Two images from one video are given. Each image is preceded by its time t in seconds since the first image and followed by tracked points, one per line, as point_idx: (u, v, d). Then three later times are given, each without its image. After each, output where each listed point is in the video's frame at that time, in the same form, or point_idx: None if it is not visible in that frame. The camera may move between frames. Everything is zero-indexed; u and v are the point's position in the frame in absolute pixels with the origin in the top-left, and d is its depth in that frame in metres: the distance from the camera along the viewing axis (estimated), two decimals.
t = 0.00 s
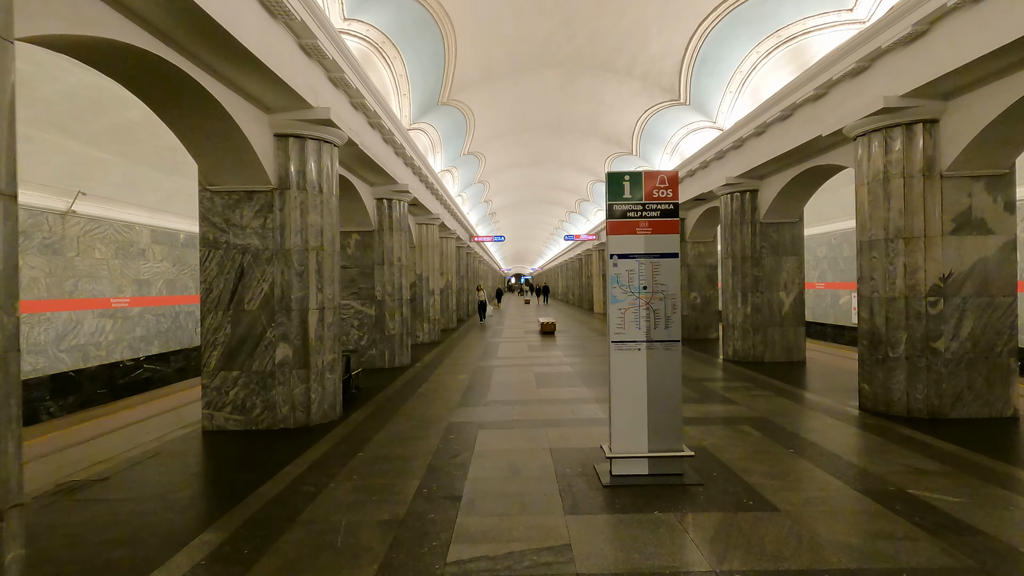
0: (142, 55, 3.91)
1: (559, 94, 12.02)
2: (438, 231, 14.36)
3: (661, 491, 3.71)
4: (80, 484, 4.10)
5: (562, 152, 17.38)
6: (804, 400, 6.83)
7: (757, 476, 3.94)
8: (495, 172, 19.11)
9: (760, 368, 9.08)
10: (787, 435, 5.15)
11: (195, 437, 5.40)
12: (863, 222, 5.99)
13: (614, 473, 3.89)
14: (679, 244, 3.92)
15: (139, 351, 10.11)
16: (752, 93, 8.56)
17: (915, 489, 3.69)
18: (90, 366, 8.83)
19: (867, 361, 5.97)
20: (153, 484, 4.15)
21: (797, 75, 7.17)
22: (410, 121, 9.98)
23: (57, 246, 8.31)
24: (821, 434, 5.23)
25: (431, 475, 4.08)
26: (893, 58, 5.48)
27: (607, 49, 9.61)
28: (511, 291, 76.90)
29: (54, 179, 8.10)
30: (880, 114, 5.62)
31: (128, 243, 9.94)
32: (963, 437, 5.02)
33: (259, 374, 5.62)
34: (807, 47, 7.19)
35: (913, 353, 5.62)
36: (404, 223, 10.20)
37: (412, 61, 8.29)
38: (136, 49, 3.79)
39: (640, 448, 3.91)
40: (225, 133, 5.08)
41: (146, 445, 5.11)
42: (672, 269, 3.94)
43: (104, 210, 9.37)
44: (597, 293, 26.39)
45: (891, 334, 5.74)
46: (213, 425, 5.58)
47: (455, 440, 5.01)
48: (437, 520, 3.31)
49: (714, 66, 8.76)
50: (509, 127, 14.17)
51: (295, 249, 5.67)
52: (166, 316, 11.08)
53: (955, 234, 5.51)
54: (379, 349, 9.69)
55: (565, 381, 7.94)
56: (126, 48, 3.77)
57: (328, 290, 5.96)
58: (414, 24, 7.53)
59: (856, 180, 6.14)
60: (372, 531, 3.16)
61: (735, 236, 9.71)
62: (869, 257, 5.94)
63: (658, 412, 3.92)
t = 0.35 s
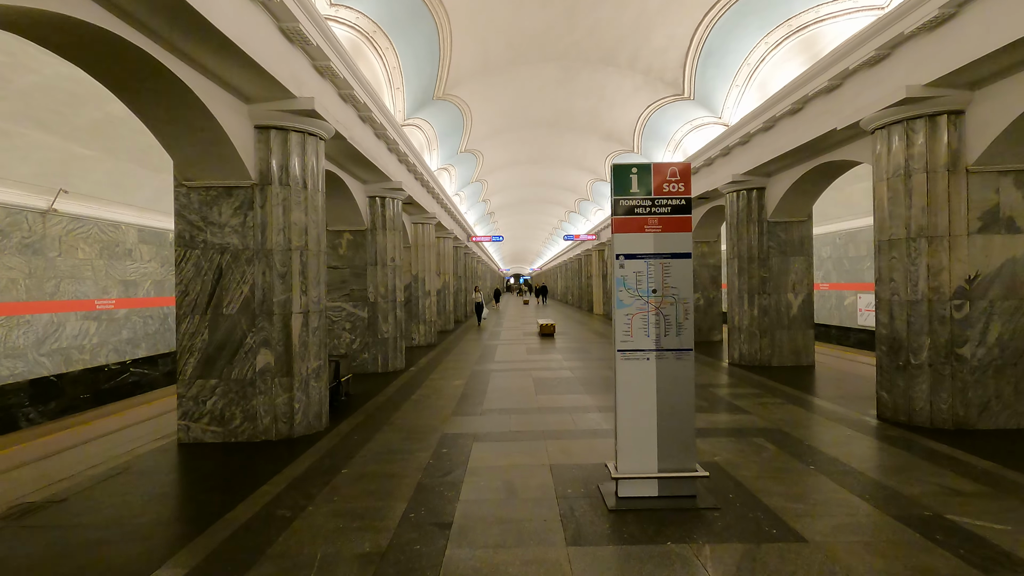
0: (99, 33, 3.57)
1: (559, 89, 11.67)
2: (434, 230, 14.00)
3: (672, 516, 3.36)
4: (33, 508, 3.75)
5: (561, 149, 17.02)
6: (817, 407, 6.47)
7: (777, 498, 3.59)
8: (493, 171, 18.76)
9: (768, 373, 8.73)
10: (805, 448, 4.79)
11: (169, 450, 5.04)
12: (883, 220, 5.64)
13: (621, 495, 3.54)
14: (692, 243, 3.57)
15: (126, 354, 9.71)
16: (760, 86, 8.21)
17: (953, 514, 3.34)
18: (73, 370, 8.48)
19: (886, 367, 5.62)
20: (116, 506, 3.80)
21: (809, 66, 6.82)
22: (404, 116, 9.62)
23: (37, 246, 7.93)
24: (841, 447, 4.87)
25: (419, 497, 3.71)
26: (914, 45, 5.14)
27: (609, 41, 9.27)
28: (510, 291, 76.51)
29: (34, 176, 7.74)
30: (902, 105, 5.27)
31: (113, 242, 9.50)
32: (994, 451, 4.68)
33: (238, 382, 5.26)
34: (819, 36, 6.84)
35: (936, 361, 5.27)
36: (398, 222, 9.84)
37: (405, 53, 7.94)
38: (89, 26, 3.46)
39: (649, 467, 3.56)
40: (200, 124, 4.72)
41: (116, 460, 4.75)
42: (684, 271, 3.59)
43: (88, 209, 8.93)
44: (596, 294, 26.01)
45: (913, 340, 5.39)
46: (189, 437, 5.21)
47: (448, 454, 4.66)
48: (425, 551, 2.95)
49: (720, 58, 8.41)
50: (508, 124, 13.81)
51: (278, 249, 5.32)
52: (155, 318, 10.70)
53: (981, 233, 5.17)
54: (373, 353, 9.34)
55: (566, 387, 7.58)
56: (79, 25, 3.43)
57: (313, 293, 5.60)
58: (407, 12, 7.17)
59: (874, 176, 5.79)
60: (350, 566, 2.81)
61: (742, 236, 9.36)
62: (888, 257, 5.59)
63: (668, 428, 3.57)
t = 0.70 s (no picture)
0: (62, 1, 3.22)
1: (562, 82, 11.32)
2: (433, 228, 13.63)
3: (698, 536, 3.01)
4: None
5: (562, 145, 16.67)
6: (837, 411, 6.12)
7: (813, 516, 3.24)
8: (493, 168, 18.40)
9: (781, 375, 8.38)
10: (833, 456, 4.44)
11: (147, 459, 4.68)
12: (911, 213, 5.30)
13: (640, 513, 3.20)
14: (718, 233, 3.22)
15: (115, 355, 9.32)
16: (772, 75, 7.87)
17: (1012, 535, 3.00)
18: (59, 372, 8.10)
19: (915, 370, 5.28)
20: (82, 525, 3.44)
21: (829, 51, 6.46)
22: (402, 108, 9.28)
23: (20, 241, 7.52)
24: (871, 455, 4.52)
25: (416, 514, 3.36)
26: (946, 24, 4.80)
27: (615, 28, 8.93)
28: (509, 291, 76.16)
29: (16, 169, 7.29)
30: (933, 90, 4.92)
31: (101, 240, 9.09)
32: None
33: (222, 386, 4.90)
34: (839, 20, 6.48)
35: (970, 363, 4.93)
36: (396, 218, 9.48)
37: (403, 40, 7.60)
38: None
39: (671, 481, 3.22)
40: (180, 108, 4.36)
41: (89, 470, 4.39)
42: (709, 264, 3.24)
43: (74, 204, 8.51)
44: (597, 293, 25.66)
45: (945, 340, 5.05)
46: (170, 444, 4.85)
47: (448, 464, 4.31)
48: None
49: (731, 46, 8.07)
50: (509, 118, 13.47)
51: (265, 244, 4.97)
52: (146, 318, 10.29)
53: (1019, 225, 4.83)
54: (369, 354, 8.99)
55: (571, 390, 7.24)
56: None
57: (303, 291, 5.24)
58: None
59: (901, 165, 5.44)
60: None
61: (752, 232, 9.02)
62: (917, 252, 5.24)
63: (692, 438, 3.22)
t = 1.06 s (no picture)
0: None
1: (564, 76, 11.00)
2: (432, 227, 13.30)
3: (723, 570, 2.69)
4: None
5: (563, 143, 16.35)
6: (854, 420, 5.81)
7: (848, 546, 2.92)
8: (493, 166, 18.09)
9: (792, 380, 8.06)
10: (861, 472, 4.10)
11: (122, 474, 4.36)
12: (938, 211, 4.98)
13: (656, 542, 2.88)
14: (741, 231, 2.90)
15: (103, 358, 8.97)
16: (784, 68, 7.54)
17: None
18: (44, 377, 7.72)
19: (942, 378, 4.96)
20: (42, 555, 3.12)
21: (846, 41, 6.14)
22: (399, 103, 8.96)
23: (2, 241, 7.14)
24: (901, 470, 4.19)
25: (408, 544, 3.02)
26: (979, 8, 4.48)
27: (621, 18, 8.61)
28: (509, 291, 75.85)
29: None
30: (965, 80, 4.59)
31: (90, 239, 8.69)
32: None
33: (203, 396, 4.57)
34: (857, 8, 6.16)
35: (1003, 371, 4.62)
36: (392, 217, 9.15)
37: (399, 31, 7.28)
38: None
39: (691, 507, 2.90)
40: (157, 98, 4.04)
41: (57, 488, 4.07)
42: (732, 266, 2.92)
43: (60, 202, 8.08)
44: (598, 294, 25.35)
45: (976, 346, 4.73)
46: (147, 458, 4.53)
47: (445, 481, 4.00)
48: None
49: (741, 38, 7.74)
50: (509, 115, 13.14)
51: (249, 243, 4.65)
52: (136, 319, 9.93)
53: None
54: (365, 357, 8.66)
55: (574, 396, 6.92)
56: None
57: (290, 294, 4.92)
58: None
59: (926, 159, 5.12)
60: None
61: (762, 231, 8.70)
62: (945, 253, 4.92)
63: (713, 460, 2.90)
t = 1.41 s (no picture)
0: None
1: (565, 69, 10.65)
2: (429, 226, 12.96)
3: None
4: None
5: (564, 139, 16.01)
6: (873, 428, 5.47)
7: None
8: (492, 163, 17.74)
9: (803, 384, 7.72)
10: (890, 489, 3.76)
11: (86, 491, 4.01)
12: (967, 206, 4.64)
13: None
14: (767, 224, 2.56)
15: (88, 360, 8.61)
16: (795, 57, 7.17)
17: None
18: (26, 379, 7.31)
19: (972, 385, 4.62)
20: None
21: (864, 27, 5.78)
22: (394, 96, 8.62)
23: None
24: (933, 486, 3.84)
25: None
26: None
27: (625, 7, 8.27)
28: (509, 290, 75.52)
29: None
30: (996, 65, 4.24)
31: (75, 238, 8.27)
32: None
33: (175, 406, 4.23)
34: None
35: None
36: (386, 215, 8.80)
37: (392, 18, 6.93)
38: None
39: (712, 538, 2.56)
40: (120, 81, 3.69)
41: (12, 508, 3.73)
42: (757, 263, 2.57)
43: (40, 199, 7.61)
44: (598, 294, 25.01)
45: (1009, 351, 4.39)
46: (114, 474, 4.18)
47: (436, 499, 3.66)
48: None
49: (750, 26, 7.39)
50: (508, 110, 12.80)
51: (224, 239, 4.31)
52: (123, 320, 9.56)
53: None
54: (358, 360, 8.32)
55: (576, 402, 6.58)
56: None
57: (270, 295, 4.58)
58: None
59: (953, 151, 4.78)
60: None
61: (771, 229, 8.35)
62: (975, 250, 4.58)
63: (736, 483, 2.56)
